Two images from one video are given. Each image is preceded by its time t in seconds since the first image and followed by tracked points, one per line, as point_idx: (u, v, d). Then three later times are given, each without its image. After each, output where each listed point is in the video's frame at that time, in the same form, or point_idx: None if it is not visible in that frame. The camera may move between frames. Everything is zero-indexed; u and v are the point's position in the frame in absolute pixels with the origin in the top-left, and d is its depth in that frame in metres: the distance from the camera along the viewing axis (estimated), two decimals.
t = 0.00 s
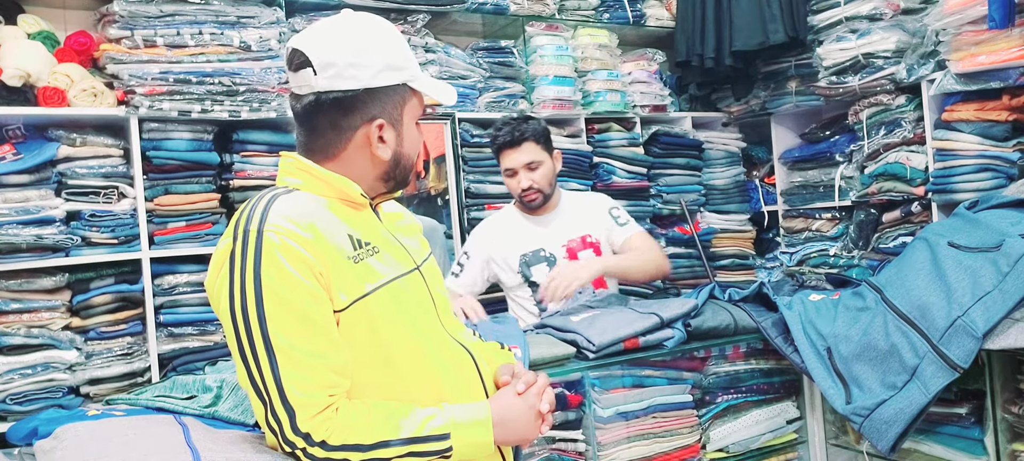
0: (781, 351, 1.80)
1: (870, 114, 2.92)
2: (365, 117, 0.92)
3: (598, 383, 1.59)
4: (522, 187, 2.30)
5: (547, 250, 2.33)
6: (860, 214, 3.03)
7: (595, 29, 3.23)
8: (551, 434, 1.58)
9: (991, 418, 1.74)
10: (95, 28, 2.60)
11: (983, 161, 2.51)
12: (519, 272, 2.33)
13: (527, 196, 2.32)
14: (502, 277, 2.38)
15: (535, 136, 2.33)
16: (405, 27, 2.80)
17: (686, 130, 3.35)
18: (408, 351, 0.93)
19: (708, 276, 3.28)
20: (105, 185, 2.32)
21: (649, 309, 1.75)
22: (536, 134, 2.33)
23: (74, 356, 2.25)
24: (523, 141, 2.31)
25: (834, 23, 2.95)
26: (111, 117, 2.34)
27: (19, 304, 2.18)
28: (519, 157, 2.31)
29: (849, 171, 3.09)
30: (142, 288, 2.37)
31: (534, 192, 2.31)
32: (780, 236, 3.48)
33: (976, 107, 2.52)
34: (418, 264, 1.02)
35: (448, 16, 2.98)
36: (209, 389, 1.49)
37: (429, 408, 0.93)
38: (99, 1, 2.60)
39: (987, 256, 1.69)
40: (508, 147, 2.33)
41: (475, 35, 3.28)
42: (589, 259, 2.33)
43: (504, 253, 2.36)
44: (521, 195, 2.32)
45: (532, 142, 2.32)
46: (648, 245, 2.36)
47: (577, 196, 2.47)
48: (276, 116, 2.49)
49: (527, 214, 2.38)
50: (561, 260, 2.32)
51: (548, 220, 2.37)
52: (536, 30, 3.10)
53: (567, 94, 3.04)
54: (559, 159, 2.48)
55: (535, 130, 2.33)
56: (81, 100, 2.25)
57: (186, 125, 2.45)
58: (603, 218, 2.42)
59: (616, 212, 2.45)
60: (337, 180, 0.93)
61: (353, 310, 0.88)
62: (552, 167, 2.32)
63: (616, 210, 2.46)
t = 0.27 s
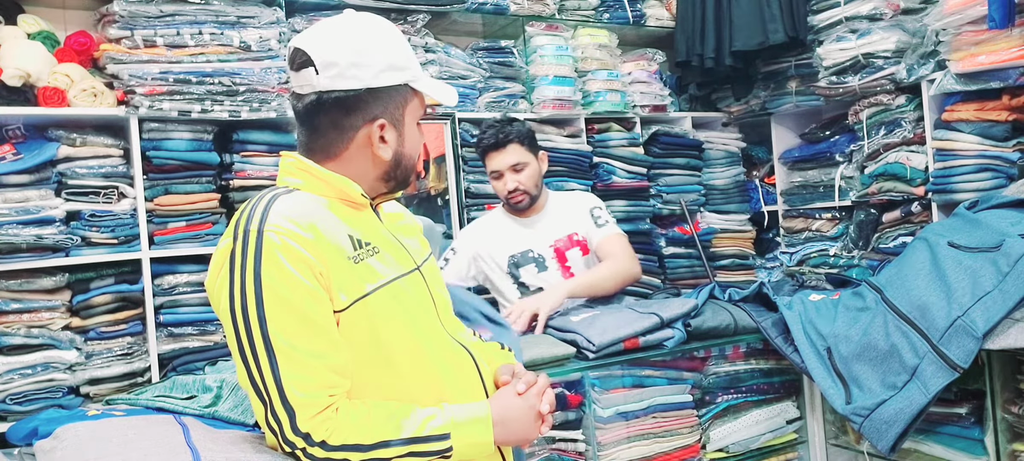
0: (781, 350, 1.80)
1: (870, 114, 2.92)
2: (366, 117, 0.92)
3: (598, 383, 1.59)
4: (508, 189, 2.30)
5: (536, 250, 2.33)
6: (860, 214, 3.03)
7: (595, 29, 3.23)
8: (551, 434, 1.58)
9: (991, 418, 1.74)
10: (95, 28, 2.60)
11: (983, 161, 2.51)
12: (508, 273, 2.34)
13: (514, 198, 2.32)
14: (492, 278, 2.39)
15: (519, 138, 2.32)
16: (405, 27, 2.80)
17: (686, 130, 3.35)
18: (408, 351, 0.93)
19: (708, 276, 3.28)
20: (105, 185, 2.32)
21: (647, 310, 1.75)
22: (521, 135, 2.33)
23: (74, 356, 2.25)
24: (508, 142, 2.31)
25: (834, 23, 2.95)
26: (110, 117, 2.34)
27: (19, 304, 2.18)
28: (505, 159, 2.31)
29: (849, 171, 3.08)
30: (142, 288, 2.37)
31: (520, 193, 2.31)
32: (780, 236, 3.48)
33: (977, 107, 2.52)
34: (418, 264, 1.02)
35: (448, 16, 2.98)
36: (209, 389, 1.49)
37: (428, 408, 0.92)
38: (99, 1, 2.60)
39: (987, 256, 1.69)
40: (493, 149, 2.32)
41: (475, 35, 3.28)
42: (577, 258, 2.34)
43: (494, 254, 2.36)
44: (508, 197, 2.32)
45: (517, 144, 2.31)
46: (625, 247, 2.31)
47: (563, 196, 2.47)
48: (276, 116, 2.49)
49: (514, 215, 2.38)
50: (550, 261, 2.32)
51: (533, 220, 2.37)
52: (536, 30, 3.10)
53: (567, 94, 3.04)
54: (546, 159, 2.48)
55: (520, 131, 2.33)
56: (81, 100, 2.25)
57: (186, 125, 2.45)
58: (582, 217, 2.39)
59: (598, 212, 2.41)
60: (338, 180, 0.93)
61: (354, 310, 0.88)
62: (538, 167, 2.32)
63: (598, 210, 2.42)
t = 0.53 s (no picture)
0: (781, 351, 1.80)
1: (870, 114, 2.92)
2: (370, 115, 0.92)
3: (598, 383, 1.59)
4: (502, 189, 2.30)
5: (529, 251, 2.33)
6: (860, 214, 3.03)
7: (595, 29, 3.23)
8: (551, 434, 1.57)
9: (991, 418, 1.74)
10: (95, 28, 2.60)
11: (983, 161, 2.51)
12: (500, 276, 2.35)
13: (508, 198, 2.32)
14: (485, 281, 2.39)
15: (515, 137, 2.32)
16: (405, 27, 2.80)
17: (687, 130, 3.35)
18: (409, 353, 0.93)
19: (708, 276, 3.28)
20: (105, 185, 2.32)
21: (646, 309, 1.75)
22: (516, 135, 2.33)
23: (74, 356, 2.24)
24: (503, 142, 2.31)
25: (834, 23, 2.95)
26: (111, 117, 2.34)
27: (19, 304, 2.18)
28: (500, 158, 2.30)
29: (849, 171, 3.08)
30: (142, 288, 2.37)
31: (515, 194, 2.30)
32: (780, 236, 3.48)
33: (977, 107, 2.52)
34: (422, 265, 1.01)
35: (448, 16, 2.98)
36: (209, 389, 1.49)
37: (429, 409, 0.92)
38: (99, 1, 2.60)
39: (987, 256, 1.69)
40: (487, 148, 2.32)
41: (475, 35, 3.28)
42: (570, 258, 2.34)
43: (487, 255, 2.36)
44: (502, 196, 2.32)
45: (512, 143, 2.32)
46: (613, 249, 2.31)
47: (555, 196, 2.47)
48: (276, 116, 2.49)
49: (507, 216, 2.37)
50: (544, 261, 2.32)
51: (525, 222, 2.37)
52: (536, 30, 3.10)
53: (567, 94, 3.04)
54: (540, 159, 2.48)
55: (515, 131, 2.33)
56: (82, 100, 2.25)
57: (186, 125, 2.45)
58: (571, 217, 2.39)
59: (587, 212, 2.40)
60: (342, 178, 0.93)
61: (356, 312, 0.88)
62: (532, 167, 2.32)
63: (587, 210, 2.41)
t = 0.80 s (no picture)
0: (781, 350, 1.80)
1: (870, 114, 2.92)
2: (392, 108, 0.92)
3: (598, 383, 1.59)
4: (500, 190, 2.30)
5: (527, 253, 2.33)
6: (860, 214, 3.03)
7: (595, 29, 3.23)
8: (551, 434, 1.57)
9: (991, 418, 1.75)
10: (95, 28, 2.60)
11: (983, 161, 2.51)
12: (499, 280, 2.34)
13: (505, 199, 2.32)
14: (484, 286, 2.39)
15: (512, 138, 2.32)
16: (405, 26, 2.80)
17: (687, 130, 3.35)
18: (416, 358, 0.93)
19: (708, 276, 3.29)
20: (105, 185, 2.32)
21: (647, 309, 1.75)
22: (513, 135, 2.32)
23: (74, 356, 2.24)
24: (501, 143, 2.30)
25: (834, 23, 2.95)
26: (111, 117, 2.34)
27: (19, 304, 2.18)
28: (498, 159, 2.30)
29: (849, 171, 3.08)
30: (142, 288, 2.37)
31: (512, 194, 2.31)
32: (780, 236, 3.48)
33: (977, 107, 2.52)
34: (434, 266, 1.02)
35: (448, 16, 2.98)
36: (209, 389, 1.49)
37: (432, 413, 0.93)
38: (99, 1, 2.60)
39: (987, 256, 1.69)
40: (485, 149, 2.31)
41: (475, 35, 3.28)
42: (568, 258, 2.35)
43: (486, 259, 2.36)
44: (500, 197, 2.31)
45: (510, 144, 2.31)
46: (609, 248, 2.33)
47: (550, 196, 2.47)
48: (276, 116, 2.49)
49: (505, 217, 2.37)
50: (543, 261, 2.32)
51: (522, 223, 2.37)
52: (536, 30, 3.10)
53: (567, 94, 3.03)
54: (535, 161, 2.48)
55: (512, 132, 2.33)
56: (81, 100, 2.25)
57: (186, 125, 2.45)
58: (566, 217, 2.39)
59: (582, 212, 2.40)
60: (360, 172, 0.93)
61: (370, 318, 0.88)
62: (529, 168, 2.32)
63: (583, 210, 2.41)
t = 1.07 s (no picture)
0: (781, 350, 1.80)
1: (870, 114, 2.92)
2: (406, 105, 0.93)
3: (598, 383, 1.59)
4: (500, 186, 2.31)
5: (528, 253, 2.32)
6: (860, 214, 3.03)
7: (595, 29, 3.23)
8: (550, 434, 1.57)
9: (991, 418, 1.75)
10: (95, 28, 2.60)
11: (983, 161, 2.51)
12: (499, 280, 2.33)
13: (505, 195, 2.33)
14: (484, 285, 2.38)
15: (513, 136, 2.35)
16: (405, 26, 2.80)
17: (686, 130, 3.35)
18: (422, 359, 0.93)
19: (708, 276, 3.29)
20: (105, 185, 2.32)
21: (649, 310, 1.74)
22: (513, 133, 2.36)
23: (74, 356, 2.24)
24: (501, 139, 2.34)
25: (834, 23, 2.95)
26: (111, 117, 2.34)
27: (19, 304, 2.18)
28: (498, 155, 2.33)
29: (849, 171, 3.08)
30: (142, 288, 2.37)
31: (512, 191, 2.32)
32: (780, 236, 3.48)
33: (976, 107, 2.52)
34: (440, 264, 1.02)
35: (448, 16, 2.98)
36: (209, 389, 1.49)
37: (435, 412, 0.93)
38: (99, 1, 2.60)
39: (987, 256, 1.69)
40: (485, 145, 2.35)
41: (475, 35, 3.28)
42: (569, 259, 2.33)
43: (488, 258, 2.35)
44: (501, 195, 2.33)
45: (510, 141, 2.34)
46: (611, 254, 2.30)
47: (552, 198, 2.47)
48: (276, 116, 2.49)
49: (505, 215, 2.39)
50: (543, 262, 2.31)
51: (524, 223, 2.38)
52: (536, 30, 3.10)
53: (567, 94, 3.03)
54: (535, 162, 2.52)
55: (513, 130, 2.36)
56: (81, 100, 2.25)
57: (186, 125, 2.45)
58: (571, 219, 2.39)
59: (587, 215, 2.40)
60: (370, 170, 0.94)
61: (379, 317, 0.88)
62: (530, 165, 2.34)
63: (588, 213, 2.40)
